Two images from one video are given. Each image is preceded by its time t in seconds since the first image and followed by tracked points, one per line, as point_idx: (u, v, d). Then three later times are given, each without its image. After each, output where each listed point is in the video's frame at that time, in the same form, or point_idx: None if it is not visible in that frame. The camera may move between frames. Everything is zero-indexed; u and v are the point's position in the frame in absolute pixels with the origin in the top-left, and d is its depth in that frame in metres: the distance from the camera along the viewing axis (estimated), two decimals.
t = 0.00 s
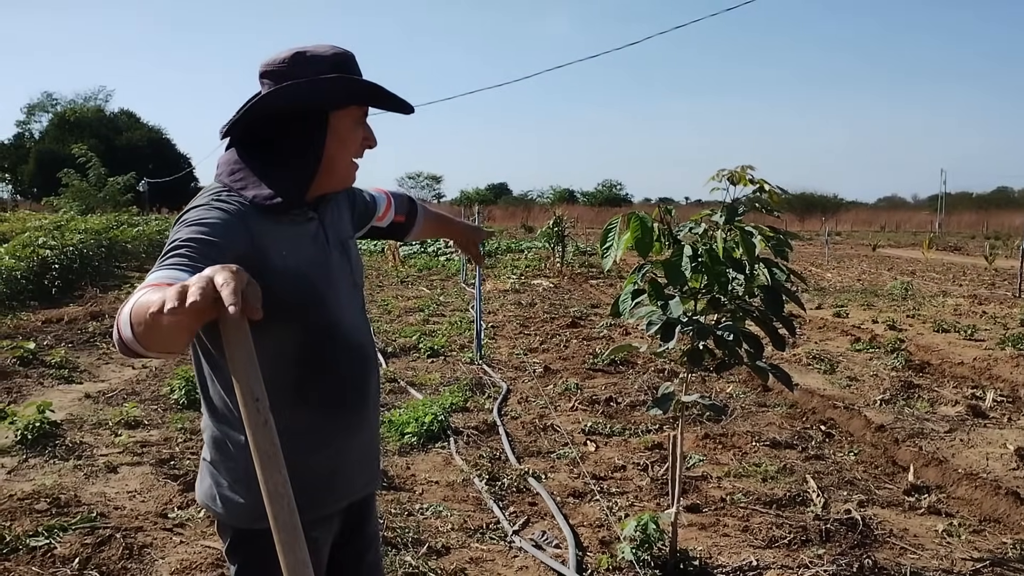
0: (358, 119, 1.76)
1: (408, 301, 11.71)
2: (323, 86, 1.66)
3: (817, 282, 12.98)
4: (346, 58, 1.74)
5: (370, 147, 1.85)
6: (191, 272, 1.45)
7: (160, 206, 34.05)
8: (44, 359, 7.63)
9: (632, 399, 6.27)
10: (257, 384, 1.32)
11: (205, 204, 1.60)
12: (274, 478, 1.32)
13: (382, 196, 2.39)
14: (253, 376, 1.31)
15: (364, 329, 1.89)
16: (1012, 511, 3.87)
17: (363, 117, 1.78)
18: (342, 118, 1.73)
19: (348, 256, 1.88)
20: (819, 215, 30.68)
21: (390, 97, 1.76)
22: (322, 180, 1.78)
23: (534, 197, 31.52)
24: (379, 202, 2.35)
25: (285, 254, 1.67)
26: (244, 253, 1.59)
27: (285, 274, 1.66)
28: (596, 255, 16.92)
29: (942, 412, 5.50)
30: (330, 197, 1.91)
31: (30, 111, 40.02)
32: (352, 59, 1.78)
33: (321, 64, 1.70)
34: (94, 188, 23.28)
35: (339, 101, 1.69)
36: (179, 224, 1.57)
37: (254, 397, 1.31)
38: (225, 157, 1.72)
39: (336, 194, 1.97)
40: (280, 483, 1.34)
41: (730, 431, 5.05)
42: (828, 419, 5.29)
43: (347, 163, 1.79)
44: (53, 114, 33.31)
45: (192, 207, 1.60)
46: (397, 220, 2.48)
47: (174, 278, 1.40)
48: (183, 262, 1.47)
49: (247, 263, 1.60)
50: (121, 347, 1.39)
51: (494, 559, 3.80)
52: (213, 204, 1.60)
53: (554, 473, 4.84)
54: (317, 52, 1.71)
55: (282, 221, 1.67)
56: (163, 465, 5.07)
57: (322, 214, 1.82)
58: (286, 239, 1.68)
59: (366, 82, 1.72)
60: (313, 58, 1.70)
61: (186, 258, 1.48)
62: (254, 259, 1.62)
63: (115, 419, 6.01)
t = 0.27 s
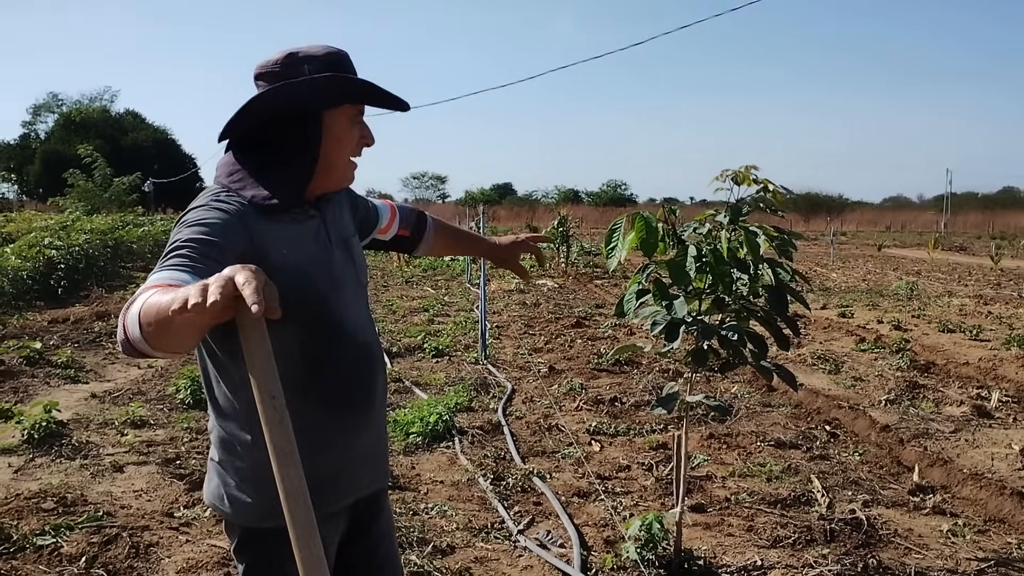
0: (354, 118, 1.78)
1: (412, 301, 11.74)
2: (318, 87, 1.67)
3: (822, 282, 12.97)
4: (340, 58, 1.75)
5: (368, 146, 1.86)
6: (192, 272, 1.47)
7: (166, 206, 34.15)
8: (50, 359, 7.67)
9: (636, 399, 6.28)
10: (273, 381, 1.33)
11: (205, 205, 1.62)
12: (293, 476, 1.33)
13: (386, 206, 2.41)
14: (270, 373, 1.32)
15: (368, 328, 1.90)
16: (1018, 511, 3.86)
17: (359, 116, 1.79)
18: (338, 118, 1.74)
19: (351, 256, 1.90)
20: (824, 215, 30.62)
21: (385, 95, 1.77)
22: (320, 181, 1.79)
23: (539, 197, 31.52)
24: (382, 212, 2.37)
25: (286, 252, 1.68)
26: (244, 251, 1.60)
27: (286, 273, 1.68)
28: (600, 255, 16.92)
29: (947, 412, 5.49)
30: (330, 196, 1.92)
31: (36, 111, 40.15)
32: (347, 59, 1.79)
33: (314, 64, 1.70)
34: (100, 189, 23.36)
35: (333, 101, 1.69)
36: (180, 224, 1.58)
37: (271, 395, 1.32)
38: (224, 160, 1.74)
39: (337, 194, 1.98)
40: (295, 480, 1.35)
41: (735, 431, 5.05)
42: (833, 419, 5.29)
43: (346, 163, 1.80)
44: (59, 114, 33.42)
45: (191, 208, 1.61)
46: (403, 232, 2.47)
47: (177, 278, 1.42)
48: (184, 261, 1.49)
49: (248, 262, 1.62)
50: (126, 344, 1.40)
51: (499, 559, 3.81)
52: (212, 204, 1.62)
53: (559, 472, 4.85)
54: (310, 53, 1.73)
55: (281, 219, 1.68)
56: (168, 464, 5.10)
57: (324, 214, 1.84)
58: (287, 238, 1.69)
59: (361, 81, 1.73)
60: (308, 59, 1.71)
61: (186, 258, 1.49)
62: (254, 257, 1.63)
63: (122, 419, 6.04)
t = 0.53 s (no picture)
0: (336, 108, 1.74)
1: (416, 301, 11.76)
2: (294, 82, 1.65)
3: (826, 282, 12.95)
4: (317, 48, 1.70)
5: (359, 135, 1.81)
6: (196, 271, 1.49)
7: (170, 206, 34.21)
8: (55, 359, 7.70)
9: (640, 399, 6.28)
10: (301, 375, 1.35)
11: (206, 204, 1.64)
12: (316, 469, 1.34)
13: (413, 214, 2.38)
14: (297, 368, 1.34)
15: (375, 326, 1.90)
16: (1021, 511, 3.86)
17: (345, 106, 1.76)
18: (322, 112, 1.72)
19: (359, 254, 1.90)
20: (828, 216, 30.59)
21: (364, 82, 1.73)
22: (315, 176, 1.78)
23: (542, 197, 31.51)
24: (407, 219, 2.35)
25: (284, 250, 1.69)
26: (242, 249, 1.62)
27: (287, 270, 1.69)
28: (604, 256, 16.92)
29: (950, 412, 5.48)
30: (335, 194, 1.91)
31: (40, 111, 40.26)
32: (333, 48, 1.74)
33: (281, 58, 1.69)
34: (104, 189, 23.42)
35: (296, 90, 1.67)
36: (180, 224, 1.61)
37: (298, 390, 1.34)
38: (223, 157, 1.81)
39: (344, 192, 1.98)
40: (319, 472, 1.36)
41: (738, 431, 5.05)
42: (836, 419, 5.29)
43: (337, 156, 1.77)
44: (63, 114, 33.51)
45: (191, 208, 1.63)
46: (430, 240, 2.43)
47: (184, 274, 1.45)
48: (189, 260, 1.51)
49: (248, 260, 1.64)
50: (142, 339, 1.42)
51: (502, 558, 3.82)
52: (212, 204, 1.64)
53: (562, 472, 4.86)
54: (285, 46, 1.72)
55: (281, 217, 1.70)
56: (173, 463, 5.11)
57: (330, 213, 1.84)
58: (290, 237, 1.70)
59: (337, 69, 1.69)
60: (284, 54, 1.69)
61: (188, 256, 1.51)
62: (254, 255, 1.65)
63: (126, 418, 6.06)
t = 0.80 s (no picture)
0: (316, 104, 1.69)
1: (419, 302, 11.77)
2: (272, 82, 1.67)
3: (829, 283, 12.93)
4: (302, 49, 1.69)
5: (350, 135, 1.73)
6: (211, 278, 1.52)
7: (173, 206, 34.28)
8: (59, 359, 7.72)
9: (643, 399, 6.28)
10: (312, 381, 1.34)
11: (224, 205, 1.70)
12: (327, 469, 1.34)
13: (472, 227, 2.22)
14: (312, 378, 1.33)
15: (397, 331, 1.84)
16: None
17: (328, 102, 1.70)
18: (301, 109, 1.69)
19: (386, 257, 1.84)
20: (831, 217, 30.57)
21: (335, 74, 1.66)
22: (315, 177, 1.75)
23: (545, 198, 31.51)
24: (463, 229, 2.19)
25: (294, 251, 1.69)
26: (251, 252, 1.63)
27: (298, 270, 1.69)
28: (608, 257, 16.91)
29: (954, 413, 5.48)
30: (363, 195, 1.88)
31: (44, 113, 40.39)
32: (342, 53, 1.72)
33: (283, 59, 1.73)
34: (108, 190, 23.47)
35: (277, 85, 1.68)
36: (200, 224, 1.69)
37: (310, 394, 1.33)
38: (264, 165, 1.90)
39: (380, 193, 1.94)
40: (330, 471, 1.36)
41: (741, 432, 5.05)
42: (839, 420, 5.28)
43: (325, 156, 1.70)
44: (68, 115, 33.60)
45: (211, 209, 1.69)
46: (485, 253, 2.20)
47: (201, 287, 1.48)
48: (204, 268, 1.54)
49: (258, 261, 1.65)
50: (159, 350, 1.44)
51: (505, 558, 3.83)
52: (228, 207, 1.68)
53: (565, 473, 4.86)
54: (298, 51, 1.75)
55: (293, 220, 1.71)
56: (177, 464, 5.13)
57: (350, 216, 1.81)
58: (300, 238, 1.70)
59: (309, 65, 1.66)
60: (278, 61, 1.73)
61: (202, 262, 1.55)
62: (263, 255, 1.66)
63: (130, 418, 6.07)
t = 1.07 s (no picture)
0: (360, 114, 1.61)
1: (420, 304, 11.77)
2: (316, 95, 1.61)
3: (830, 287, 12.93)
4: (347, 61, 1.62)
5: (394, 142, 1.64)
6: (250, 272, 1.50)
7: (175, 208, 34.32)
8: (59, 359, 7.73)
9: (643, 402, 6.27)
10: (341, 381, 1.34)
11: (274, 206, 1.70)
12: (350, 465, 1.35)
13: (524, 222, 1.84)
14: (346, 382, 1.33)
15: (431, 334, 1.71)
16: None
17: (372, 111, 1.61)
18: (344, 119, 1.62)
19: (426, 259, 1.72)
20: (832, 221, 30.58)
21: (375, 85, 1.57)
22: (358, 184, 1.68)
23: (546, 200, 31.52)
24: (511, 230, 1.84)
25: (329, 251, 1.63)
26: (285, 250, 1.60)
27: (329, 269, 1.63)
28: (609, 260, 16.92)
29: (954, 417, 5.47)
30: (410, 199, 1.77)
31: (46, 114, 40.45)
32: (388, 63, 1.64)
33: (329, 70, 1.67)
34: (109, 190, 23.51)
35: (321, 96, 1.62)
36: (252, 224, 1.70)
37: (339, 396, 1.33)
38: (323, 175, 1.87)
39: (432, 194, 1.82)
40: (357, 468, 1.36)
41: (741, 435, 5.04)
42: (839, 424, 5.28)
43: (368, 164, 1.62)
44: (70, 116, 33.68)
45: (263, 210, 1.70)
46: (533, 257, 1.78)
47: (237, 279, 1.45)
48: (246, 261, 1.53)
49: (292, 260, 1.61)
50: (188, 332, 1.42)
51: (504, 560, 3.82)
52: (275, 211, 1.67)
53: (565, 475, 4.86)
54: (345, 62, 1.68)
55: (333, 223, 1.66)
56: (176, 464, 5.13)
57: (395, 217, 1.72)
58: (334, 236, 1.64)
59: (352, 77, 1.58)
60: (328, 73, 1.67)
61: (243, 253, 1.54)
62: (299, 254, 1.62)
63: (130, 419, 6.08)
